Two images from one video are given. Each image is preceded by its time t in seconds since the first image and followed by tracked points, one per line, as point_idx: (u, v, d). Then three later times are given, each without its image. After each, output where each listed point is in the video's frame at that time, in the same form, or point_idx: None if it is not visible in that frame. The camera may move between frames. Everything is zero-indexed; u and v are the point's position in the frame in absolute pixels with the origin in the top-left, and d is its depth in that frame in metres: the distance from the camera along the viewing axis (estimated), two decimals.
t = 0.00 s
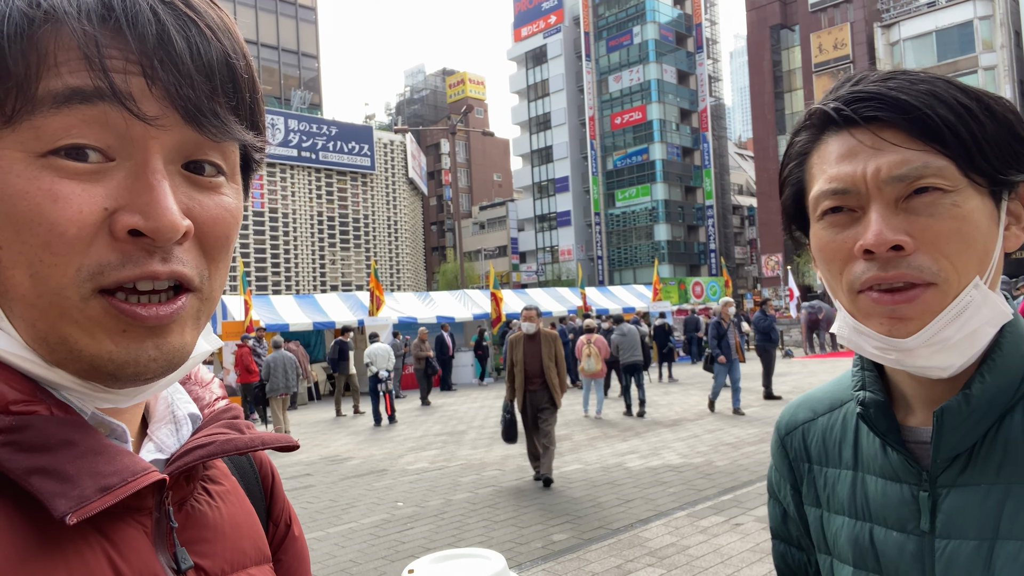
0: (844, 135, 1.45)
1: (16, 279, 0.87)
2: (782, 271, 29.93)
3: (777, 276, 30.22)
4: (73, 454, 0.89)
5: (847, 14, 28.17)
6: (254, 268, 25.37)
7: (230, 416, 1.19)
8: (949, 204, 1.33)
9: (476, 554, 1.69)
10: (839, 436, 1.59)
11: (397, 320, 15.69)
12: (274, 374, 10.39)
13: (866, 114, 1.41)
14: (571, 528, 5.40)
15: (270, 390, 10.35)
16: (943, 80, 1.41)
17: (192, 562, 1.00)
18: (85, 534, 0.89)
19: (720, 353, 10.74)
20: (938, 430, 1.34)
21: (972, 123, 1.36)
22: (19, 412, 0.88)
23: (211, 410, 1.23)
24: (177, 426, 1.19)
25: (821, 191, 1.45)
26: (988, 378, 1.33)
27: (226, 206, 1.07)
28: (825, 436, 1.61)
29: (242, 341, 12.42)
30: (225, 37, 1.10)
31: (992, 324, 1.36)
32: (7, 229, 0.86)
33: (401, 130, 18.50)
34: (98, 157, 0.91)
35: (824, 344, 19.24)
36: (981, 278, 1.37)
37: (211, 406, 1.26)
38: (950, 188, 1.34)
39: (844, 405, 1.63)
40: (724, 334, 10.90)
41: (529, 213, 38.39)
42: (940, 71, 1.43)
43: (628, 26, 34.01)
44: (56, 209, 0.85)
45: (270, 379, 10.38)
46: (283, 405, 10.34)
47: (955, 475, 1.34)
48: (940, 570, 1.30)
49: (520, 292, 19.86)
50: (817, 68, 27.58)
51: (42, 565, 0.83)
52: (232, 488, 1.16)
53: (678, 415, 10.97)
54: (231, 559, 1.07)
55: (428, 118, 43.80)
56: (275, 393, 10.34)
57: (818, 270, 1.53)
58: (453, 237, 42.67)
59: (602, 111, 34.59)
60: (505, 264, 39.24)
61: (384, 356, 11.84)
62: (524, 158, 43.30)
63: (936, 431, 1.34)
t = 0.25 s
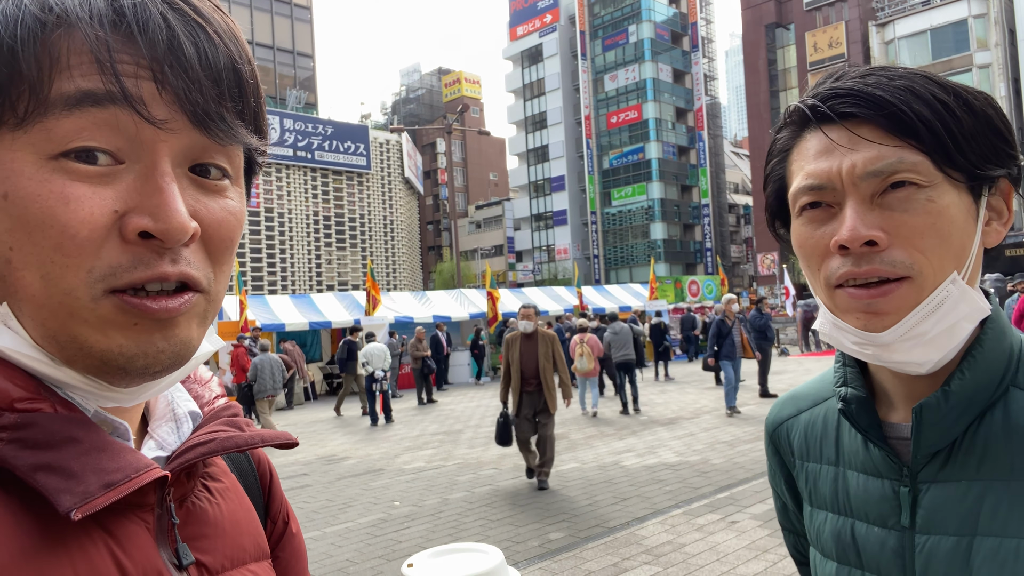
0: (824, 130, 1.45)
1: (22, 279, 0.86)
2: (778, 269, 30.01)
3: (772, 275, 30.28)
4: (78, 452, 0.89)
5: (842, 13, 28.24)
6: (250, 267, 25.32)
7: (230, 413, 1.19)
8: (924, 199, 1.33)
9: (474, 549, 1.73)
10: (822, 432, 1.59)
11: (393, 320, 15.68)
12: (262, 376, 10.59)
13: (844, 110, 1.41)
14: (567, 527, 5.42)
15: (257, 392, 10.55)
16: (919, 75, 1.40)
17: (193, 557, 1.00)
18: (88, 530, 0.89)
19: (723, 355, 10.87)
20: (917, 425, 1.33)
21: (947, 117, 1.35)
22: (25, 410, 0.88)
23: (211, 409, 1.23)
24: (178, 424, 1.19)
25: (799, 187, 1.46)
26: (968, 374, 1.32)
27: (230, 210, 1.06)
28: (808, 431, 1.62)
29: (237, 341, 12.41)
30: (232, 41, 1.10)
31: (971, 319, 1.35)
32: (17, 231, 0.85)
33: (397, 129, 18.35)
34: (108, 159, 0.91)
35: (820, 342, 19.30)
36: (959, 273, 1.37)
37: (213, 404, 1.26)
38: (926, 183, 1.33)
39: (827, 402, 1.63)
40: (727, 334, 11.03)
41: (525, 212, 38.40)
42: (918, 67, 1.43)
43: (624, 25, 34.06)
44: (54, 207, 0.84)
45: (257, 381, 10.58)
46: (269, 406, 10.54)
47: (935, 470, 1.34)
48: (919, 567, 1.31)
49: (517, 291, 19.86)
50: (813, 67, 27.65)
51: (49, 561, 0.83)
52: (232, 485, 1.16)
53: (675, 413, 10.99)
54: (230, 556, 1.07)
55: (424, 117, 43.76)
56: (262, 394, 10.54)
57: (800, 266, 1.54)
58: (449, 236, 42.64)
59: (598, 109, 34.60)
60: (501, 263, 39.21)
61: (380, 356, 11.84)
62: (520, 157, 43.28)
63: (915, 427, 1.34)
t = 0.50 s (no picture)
0: (827, 123, 1.45)
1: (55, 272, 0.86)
2: (778, 268, 30.01)
3: (772, 273, 30.28)
4: (87, 450, 0.89)
5: (842, 12, 28.23)
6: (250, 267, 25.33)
7: (237, 413, 1.20)
8: (923, 194, 1.33)
9: (473, 550, 1.73)
10: (820, 428, 1.60)
11: (393, 319, 15.70)
12: (251, 374, 10.56)
13: (845, 104, 1.42)
14: (567, 526, 5.42)
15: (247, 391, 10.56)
16: (922, 71, 1.40)
17: (199, 555, 1.01)
18: (97, 529, 0.89)
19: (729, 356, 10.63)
20: (906, 421, 1.34)
21: (949, 112, 1.35)
22: (35, 407, 0.88)
23: (219, 408, 1.23)
24: (186, 423, 1.19)
25: (799, 180, 1.47)
26: (958, 371, 1.32)
27: (246, 212, 1.06)
28: (807, 429, 1.63)
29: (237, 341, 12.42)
30: (249, 45, 1.10)
31: (967, 314, 1.35)
32: (46, 230, 0.85)
33: (397, 129, 18.42)
34: (130, 160, 0.91)
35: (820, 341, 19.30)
36: (957, 269, 1.37)
37: (222, 403, 1.26)
38: (925, 178, 1.34)
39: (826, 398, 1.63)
40: (733, 333, 10.74)
41: (525, 212, 38.39)
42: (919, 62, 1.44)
43: (623, 24, 34.04)
44: (99, 207, 0.85)
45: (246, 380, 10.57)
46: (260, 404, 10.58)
47: (925, 465, 1.34)
48: (910, 563, 1.31)
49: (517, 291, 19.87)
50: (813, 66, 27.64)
51: (58, 561, 0.84)
52: (238, 485, 1.17)
53: (675, 413, 10.99)
54: (234, 555, 1.07)
55: (424, 117, 43.76)
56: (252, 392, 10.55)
57: (798, 261, 1.54)
58: (449, 236, 42.63)
59: (598, 109, 34.57)
60: (501, 263, 39.17)
61: (380, 356, 11.83)
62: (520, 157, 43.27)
63: (904, 423, 1.34)
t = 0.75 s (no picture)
0: (843, 111, 1.43)
1: (192, 252, 0.94)
2: (784, 268, 30.02)
3: (778, 273, 30.37)
4: (95, 440, 0.88)
5: (848, 11, 28.14)
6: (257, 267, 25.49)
7: (242, 405, 1.19)
8: (939, 185, 1.32)
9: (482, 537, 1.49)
10: (822, 424, 1.60)
11: (399, 320, 15.74)
12: (246, 377, 10.93)
13: (862, 92, 1.41)
14: (573, 526, 5.41)
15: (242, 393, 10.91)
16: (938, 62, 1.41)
17: (205, 548, 1.00)
18: (104, 520, 0.89)
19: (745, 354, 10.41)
20: (907, 416, 1.34)
21: (967, 104, 1.35)
22: (43, 397, 0.88)
23: (224, 401, 1.24)
24: (191, 416, 1.18)
25: (810, 169, 1.45)
26: (959, 368, 1.32)
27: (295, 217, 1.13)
28: (808, 428, 1.63)
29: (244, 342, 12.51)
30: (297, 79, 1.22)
31: (976, 309, 1.34)
32: (187, 212, 0.93)
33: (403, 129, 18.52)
34: (242, 158, 1.02)
35: (826, 341, 19.23)
36: (968, 262, 1.36)
37: (227, 397, 1.27)
38: (940, 169, 1.32)
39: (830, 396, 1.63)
40: (750, 333, 10.44)
41: (531, 212, 38.41)
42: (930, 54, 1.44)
43: (629, 24, 34.09)
44: (231, 195, 0.96)
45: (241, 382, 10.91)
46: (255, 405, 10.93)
47: (926, 462, 1.34)
48: (912, 558, 1.30)
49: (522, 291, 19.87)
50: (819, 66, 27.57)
51: (63, 555, 0.83)
52: (242, 476, 1.17)
53: (681, 412, 10.97)
54: (240, 546, 1.07)
55: (430, 117, 43.87)
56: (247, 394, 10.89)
57: (803, 252, 1.53)
58: (454, 236, 42.67)
59: (603, 108, 34.58)
60: (507, 263, 39.23)
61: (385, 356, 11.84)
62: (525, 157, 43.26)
63: (906, 421, 1.34)
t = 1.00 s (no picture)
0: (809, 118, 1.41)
1: (237, 253, 1.14)
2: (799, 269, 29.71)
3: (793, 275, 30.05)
4: (67, 437, 0.90)
5: (863, 10, 27.83)
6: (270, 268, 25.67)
7: (219, 398, 1.20)
8: (887, 192, 1.27)
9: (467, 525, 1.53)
10: (829, 437, 1.56)
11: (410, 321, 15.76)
12: (246, 376, 11.25)
13: (819, 98, 1.37)
14: (581, 530, 5.38)
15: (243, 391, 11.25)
16: (911, 57, 1.33)
17: (183, 544, 1.02)
18: (76, 517, 0.91)
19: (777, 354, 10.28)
20: (926, 428, 1.29)
21: (922, 100, 1.26)
22: (14, 393, 0.92)
23: (201, 394, 1.25)
24: (167, 411, 1.17)
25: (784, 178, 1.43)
26: (979, 375, 1.28)
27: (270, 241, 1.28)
28: (816, 438, 1.60)
29: (255, 343, 12.59)
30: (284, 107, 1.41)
31: (945, 320, 1.29)
32: (233, 215, 1.13)
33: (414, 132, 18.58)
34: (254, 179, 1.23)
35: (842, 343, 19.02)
36: (932, 270, 1.29)
37: (201, 390, 1.28)
38: (891, 173, 1.27)
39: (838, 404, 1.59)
40: (783, 336, 10.28)
41: (543, 213, 38.33)
42: (917, 44, 1.34)
43: (642, 24, 33.96)
44: (257, 205, 1.17)
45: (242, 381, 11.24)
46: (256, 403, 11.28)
47: (942, 478, 1.29)
48: None
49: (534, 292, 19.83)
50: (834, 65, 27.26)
51: (38, 552, 0.86)
52: (219, 472, 1.19)
53: (693, 415, 10.89)
54: (219, 542, 1.08)
55: (442, 119, 43.93)
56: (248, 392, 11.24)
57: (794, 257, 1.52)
58: (466, 237, 42.65)
59: (615, 109, 34.45)
60: (519, 264, 39.16)
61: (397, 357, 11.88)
62: (537, 158, 43.14)
63: (924, 432, 1.29)
